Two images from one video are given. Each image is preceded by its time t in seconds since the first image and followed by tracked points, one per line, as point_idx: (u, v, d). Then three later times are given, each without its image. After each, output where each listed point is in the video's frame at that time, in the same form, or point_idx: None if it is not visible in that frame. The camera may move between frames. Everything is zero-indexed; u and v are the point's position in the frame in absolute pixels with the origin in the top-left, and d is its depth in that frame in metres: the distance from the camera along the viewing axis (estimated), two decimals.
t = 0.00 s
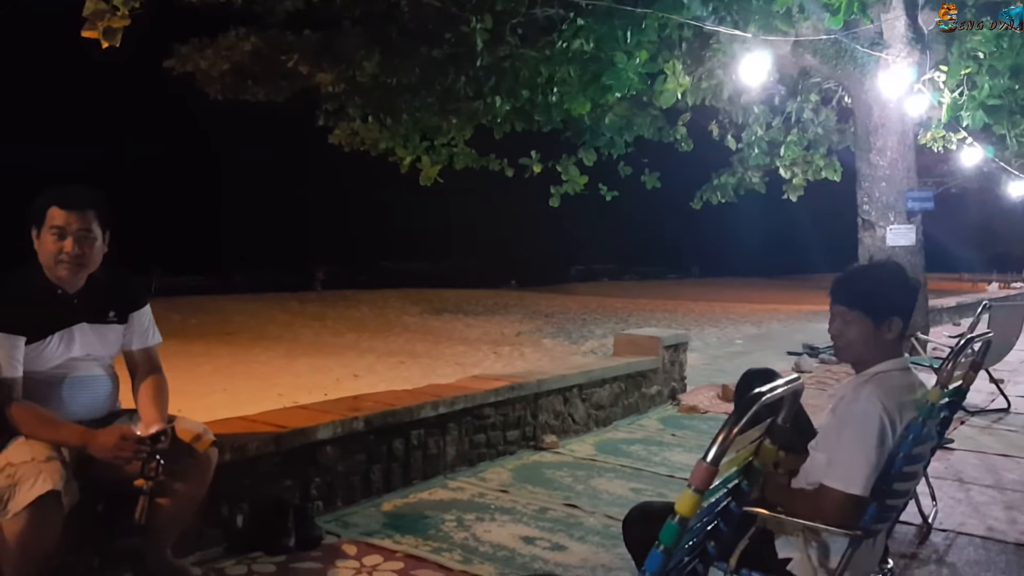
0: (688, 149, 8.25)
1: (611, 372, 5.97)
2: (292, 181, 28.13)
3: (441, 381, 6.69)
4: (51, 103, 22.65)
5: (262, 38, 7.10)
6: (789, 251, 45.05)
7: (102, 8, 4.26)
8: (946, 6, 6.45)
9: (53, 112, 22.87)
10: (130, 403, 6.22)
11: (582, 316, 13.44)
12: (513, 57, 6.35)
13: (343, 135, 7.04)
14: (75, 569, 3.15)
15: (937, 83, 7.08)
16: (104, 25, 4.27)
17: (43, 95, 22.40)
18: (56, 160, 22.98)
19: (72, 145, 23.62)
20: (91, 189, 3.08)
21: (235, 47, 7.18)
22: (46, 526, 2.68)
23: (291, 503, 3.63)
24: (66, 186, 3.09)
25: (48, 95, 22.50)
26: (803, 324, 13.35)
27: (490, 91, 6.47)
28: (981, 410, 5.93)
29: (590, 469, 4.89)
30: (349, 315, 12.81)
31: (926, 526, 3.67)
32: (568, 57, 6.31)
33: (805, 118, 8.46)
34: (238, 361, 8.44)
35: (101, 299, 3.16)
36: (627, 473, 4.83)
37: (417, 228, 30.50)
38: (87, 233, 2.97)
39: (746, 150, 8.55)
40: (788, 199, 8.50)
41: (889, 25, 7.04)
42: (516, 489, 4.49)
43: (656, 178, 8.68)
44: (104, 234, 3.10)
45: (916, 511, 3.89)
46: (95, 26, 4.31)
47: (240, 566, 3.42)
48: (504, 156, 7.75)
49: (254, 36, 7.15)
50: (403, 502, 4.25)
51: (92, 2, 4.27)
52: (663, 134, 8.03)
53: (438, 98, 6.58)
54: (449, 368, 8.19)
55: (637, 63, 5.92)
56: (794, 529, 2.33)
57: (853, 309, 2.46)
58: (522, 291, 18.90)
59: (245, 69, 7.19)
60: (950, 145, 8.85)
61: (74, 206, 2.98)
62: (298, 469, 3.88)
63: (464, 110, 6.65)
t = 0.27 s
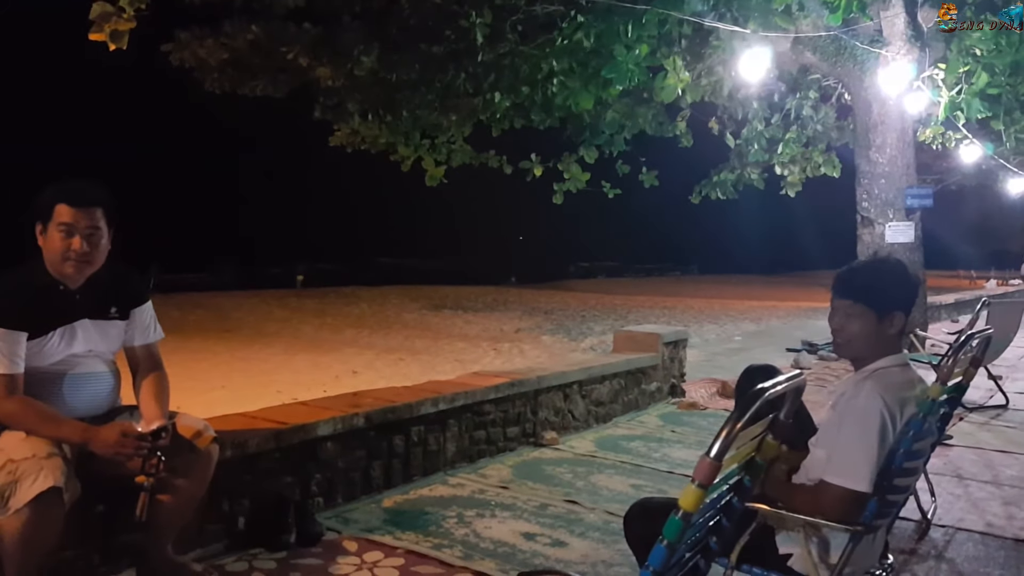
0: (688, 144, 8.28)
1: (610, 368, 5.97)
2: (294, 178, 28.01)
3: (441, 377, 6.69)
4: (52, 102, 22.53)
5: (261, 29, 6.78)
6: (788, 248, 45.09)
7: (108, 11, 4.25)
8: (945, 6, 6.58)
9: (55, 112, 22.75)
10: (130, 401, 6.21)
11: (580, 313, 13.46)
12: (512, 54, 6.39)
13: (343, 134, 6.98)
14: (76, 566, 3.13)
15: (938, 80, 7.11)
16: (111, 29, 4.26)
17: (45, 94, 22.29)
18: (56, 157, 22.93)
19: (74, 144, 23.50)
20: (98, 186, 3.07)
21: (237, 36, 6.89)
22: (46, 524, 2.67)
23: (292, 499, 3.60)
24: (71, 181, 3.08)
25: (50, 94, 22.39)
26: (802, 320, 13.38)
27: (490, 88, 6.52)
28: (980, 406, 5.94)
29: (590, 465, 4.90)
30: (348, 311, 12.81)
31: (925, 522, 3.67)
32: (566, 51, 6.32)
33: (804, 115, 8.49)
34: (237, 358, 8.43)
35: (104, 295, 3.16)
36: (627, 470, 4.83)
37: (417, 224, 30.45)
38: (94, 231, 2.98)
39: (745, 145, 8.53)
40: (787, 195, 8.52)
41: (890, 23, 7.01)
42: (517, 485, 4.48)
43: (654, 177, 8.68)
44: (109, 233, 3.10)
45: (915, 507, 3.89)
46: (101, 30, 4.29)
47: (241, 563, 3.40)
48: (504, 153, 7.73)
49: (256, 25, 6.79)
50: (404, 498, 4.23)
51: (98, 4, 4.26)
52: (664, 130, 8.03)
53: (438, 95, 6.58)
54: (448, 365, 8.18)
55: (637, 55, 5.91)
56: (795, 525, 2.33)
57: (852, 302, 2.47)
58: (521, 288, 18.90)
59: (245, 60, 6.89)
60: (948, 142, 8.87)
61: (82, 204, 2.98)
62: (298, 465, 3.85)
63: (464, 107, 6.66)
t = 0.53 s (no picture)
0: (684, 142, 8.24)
1: (608, 366, 5.98)
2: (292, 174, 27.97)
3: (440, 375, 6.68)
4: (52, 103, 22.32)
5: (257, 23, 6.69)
6: (783, 246, 45.22)
7: (109, 13, 4.23)
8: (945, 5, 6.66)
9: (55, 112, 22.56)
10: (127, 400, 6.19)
11: (578, 311, 13.46)
12: (510, 52, 6.43)
13: (342, 135, 6.96)
14: (74, 563, 3.11)
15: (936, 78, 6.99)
16: (112, 31, 4.24)
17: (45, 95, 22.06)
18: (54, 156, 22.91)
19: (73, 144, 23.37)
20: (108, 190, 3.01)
21: (229, 28, 6.77)
22: (44, 523, 2.66)
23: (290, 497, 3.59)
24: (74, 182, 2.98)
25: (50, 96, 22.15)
26: (798, 318, 13.42)
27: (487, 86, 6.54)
28: (977, 404, 5.96)
29: (588, 463, 4.90)
30: (345, 309, 12.80)
31: (922, 519, 3.68)
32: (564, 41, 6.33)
33: (800, 114, 8.49)
34: (234, 355, 8.42)
35: (101, 293, 3.16)
36: (625, 467, 4.84)
37: (413, 222, 30.34)
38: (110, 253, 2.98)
39: (741, 144, 8.56)
40: (783, 193, 8.51)
41: (886, 21, 7.11)
42: (515, 482, 4.48)
43: (646, 178, 8.68)
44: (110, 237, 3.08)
45: (912, 504, 3.91)
46: (102, 32, 4.28)
47: (239, 560, 3.37)
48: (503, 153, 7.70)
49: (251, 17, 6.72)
50: (402, 495, 4.21)
51: (99, 5, 4.25)
52: (662, 127, 8.06)
53: (436, 93, 6.56)
54: (446, 362, 8.19)
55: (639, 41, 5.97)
56: (793, 522, 2.32)
57: (850, 296, 2.48)
58: (519, 286, 18.90)
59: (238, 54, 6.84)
60: (945, 141, 8.90)
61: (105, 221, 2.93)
62: (296, 463, 3.84)
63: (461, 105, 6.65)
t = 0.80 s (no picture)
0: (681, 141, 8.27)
1: (606, 365, 5.98)
2: (294, 172, 27.64)
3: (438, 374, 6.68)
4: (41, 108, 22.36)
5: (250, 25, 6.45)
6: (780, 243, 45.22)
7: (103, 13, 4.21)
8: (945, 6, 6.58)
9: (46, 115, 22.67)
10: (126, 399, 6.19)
11: (575, 310, 13.46)
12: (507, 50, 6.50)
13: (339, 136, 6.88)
14: (73, 565, 3.10)
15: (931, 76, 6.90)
16: (105, 30, 4.22)
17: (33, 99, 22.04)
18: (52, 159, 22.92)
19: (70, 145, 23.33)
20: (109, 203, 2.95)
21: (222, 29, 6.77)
22: (42, 524, 2.64)
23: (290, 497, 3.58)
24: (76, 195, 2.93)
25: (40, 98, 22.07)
26: (795, 315, 13.44)
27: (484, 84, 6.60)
28: (974, 400, 5.97)
29: (586, 462, 4.90)
30: (343, 308, 12.80)
31: (921, 516, 3.69)
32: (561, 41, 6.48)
33: (797, 111, 8.50)
34: (232, 355, 8.41)
35: (99, 295, 3.14)
36: (624, 466, 4.84)
37: (411, 221, 30.12)
38: (107, 274, 2.96)
39: (738, 142, 8.58)
40: (782, 192, 8.49)
41: (882, 18, 7.19)
42: (514, 481, 4.48)
43: (641, 176, 8.70)
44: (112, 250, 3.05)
45: (910, 501, 3.91)
46: (95, 31, 4.25)
47: (238, 561, 3.36)
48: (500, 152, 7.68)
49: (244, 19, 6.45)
50: (401, 495, 4.20)
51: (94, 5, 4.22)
52: (659, 126, 8.10)
53: (433, 92, 6.55)
54: (444, 362, 8.18)
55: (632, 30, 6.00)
56: (793, 519, 2.33)
57: (850, 293, 2.49)
58: (516, 285, 18.90)
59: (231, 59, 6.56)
60: (940, 138, 8.91)
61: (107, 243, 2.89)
62: (295, 463, 3.82)
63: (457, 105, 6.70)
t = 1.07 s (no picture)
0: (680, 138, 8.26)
1: (603, 361, 5.98)
2: (292, 176, 26.58)
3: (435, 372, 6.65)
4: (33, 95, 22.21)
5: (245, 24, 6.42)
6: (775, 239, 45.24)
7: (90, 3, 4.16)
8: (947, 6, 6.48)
9: (39, 105, 22.25)
10: (121, 398, 6.13)
11: (571, 306, 13.46)
12: (502, 47, 6.49)
13: (334, 127, 6.87)
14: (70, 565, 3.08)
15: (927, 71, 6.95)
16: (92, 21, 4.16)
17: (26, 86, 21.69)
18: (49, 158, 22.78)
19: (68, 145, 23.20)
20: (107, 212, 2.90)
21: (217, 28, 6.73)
22: (40, 521, 2.64)
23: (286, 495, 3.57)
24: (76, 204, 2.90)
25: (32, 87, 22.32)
26: (791, 311, 13.42)
27: (479, 81, 6.61)
28: (969, 394, 5.99)
29: (583, 457, 4.91)
30: (339, 306, 12.76)
31: (916, 509, 3.70)
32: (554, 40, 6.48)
33: (793, 107, 8.46)
34: (228, 353, 8.38)
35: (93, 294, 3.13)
36: (620, 461, 4.85)
37: (408, 218, 29.85)
38: (100, 280, 2.91)
39: (735, 138, 8.55)
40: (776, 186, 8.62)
41: (877, 13, 7.09)
42: (511, 478, 4.48)
43: (638, 171, 8.71)
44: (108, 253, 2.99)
45: (905, 494, 3.93)
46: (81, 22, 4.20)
47: (236, 559, 3.36)
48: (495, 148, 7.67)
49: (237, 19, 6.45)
50: (398, 492, 4.20)
51: None
52: (653, 123, 8.11)
53: (427, 88, 6.55)
54: (440, 359, 8.18)
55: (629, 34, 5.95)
56: (790, 514, 2.32)
57: (850, 288, 2.48)
58: (512, 281, 18.88)
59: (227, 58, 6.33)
60: (936, 133, 8.87)
61: (99, 254, 2.83)
62: (292, 461, 3.80)
63: (452, 101, 6.70)
